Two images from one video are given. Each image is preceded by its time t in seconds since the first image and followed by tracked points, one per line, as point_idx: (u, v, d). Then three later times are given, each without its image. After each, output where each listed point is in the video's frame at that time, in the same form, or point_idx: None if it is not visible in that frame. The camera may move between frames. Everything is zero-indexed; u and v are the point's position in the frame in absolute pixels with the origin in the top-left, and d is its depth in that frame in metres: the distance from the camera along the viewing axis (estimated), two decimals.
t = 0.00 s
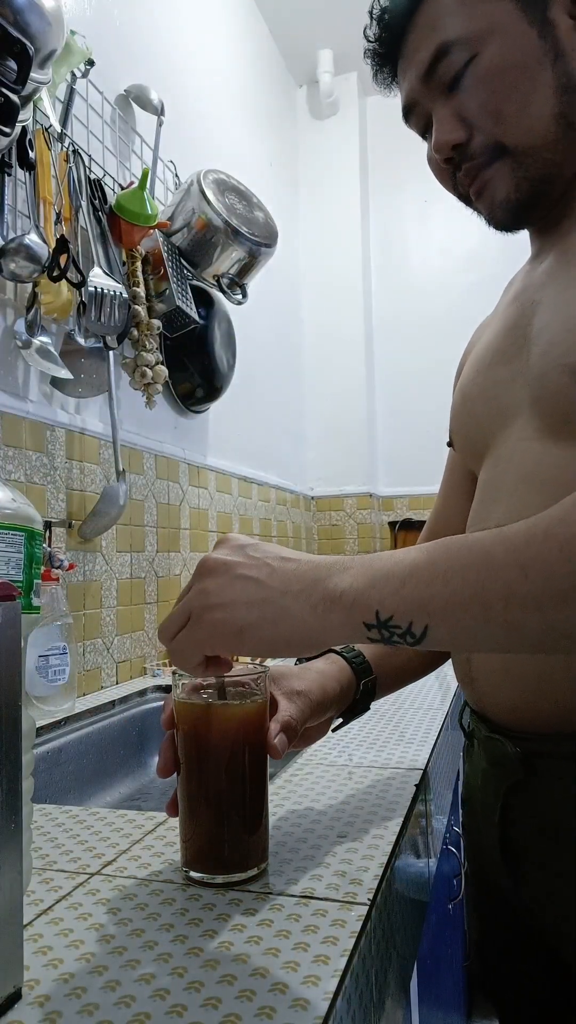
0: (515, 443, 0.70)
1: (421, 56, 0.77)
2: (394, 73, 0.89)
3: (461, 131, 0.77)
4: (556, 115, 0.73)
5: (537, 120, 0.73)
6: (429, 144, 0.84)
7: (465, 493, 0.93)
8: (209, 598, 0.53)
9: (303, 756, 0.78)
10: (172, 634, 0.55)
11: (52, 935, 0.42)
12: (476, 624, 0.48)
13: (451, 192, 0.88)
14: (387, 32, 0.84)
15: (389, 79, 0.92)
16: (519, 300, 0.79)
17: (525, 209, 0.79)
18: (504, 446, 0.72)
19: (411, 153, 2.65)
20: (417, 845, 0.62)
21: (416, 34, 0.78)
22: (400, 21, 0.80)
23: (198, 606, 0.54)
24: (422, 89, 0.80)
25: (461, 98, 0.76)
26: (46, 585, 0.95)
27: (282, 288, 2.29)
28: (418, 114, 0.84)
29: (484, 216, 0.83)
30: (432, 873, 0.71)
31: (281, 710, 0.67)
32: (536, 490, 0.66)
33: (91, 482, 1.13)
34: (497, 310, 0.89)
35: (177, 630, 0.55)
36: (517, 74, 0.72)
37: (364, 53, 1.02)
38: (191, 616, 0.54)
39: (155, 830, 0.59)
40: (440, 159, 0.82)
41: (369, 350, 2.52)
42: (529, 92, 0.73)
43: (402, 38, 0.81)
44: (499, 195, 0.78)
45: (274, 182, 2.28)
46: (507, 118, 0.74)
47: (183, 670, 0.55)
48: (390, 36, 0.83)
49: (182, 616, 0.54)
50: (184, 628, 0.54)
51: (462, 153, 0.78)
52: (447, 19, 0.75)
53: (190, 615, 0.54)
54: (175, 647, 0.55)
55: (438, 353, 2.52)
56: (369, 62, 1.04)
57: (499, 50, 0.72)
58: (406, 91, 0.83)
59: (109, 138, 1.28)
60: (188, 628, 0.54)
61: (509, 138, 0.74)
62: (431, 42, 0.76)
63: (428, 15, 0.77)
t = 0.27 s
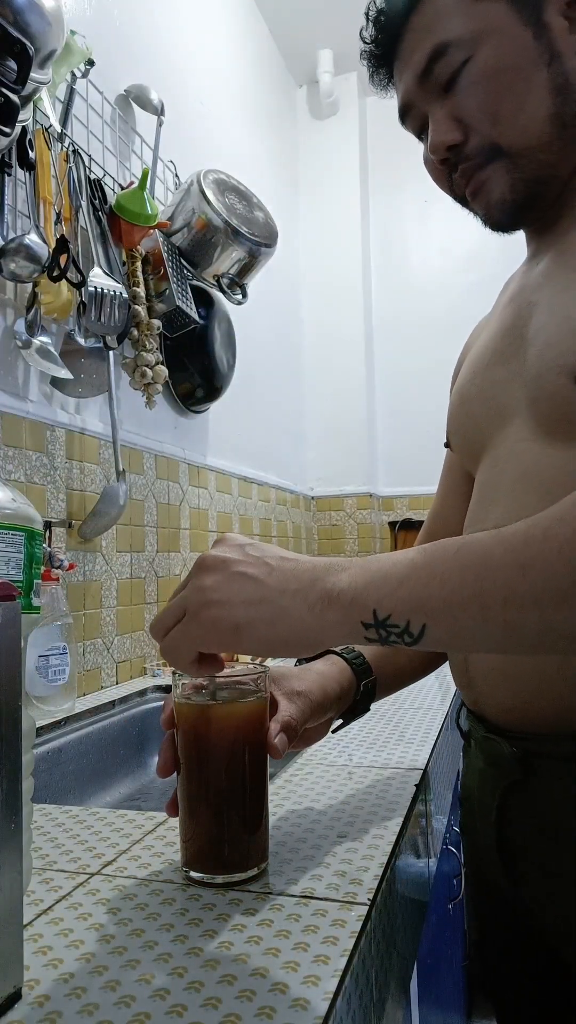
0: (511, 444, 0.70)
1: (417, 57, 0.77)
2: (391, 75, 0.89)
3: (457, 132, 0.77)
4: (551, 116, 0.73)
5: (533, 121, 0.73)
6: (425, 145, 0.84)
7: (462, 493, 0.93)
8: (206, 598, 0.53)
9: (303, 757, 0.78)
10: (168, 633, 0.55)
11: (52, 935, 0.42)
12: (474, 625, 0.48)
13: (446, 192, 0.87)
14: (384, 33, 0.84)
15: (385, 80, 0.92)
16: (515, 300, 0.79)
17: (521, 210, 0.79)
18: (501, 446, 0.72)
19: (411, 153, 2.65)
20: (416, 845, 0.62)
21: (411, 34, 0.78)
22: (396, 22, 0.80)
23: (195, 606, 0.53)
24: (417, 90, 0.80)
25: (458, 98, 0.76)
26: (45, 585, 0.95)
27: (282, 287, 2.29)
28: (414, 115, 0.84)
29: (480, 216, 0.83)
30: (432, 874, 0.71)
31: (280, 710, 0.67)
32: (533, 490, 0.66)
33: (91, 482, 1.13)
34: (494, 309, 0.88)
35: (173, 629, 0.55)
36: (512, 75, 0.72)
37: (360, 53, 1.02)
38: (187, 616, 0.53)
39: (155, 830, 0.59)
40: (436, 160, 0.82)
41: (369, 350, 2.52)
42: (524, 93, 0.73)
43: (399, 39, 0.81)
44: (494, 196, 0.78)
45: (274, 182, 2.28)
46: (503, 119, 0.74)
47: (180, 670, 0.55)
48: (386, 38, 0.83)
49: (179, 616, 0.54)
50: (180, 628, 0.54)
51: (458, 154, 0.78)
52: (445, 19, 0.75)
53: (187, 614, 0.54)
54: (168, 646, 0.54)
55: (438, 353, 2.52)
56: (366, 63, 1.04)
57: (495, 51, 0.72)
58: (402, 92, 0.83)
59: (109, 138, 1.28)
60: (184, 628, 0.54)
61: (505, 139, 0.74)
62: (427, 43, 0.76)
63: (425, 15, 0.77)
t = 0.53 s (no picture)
0: (509, 445, 0.70)
1: (414, 57, 0.77)
2: (388, 75, 0.89)
3: (454, 132, 0.77)
4: (548, 116, 0.72)
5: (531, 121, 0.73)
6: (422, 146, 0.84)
7: (460, 493, 0.93)
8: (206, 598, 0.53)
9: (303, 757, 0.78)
10: (169, 633, 0.54)
11: (52, 936, 0.42)
12: (473, 626, 0.48)
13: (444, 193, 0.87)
14: (382, 33, 0.84)
15: (382, 81, 0.92)
16: (513, 300, 0.79)
17: (518, 210, 0.79)
18: (498, 447, 0.72)
19: (411, 153, 2.65)
20: (417, 845, 0.62)
21: (409, 35, 0.78)
22: (394, 23, 0.80)
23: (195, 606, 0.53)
24: (414, 91, 0.80)
25: (455, 99, 0.76)
26: (45, 585, 0.95)
27: (282, 288, 2.29)
28: (411, 116, 0.84)
29: (477, 216, 0.82)
30: (432, 874, 0.70)
31: (280, 710, 0.67)
32: (531, 490, 0.66)
33: (91, 482, 1.13)
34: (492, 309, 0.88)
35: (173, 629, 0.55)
36: (510, 75, 0.72)
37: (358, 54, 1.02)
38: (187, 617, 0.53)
39: (156, 830, 0.59)
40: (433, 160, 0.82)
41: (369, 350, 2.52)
42: (520, 94, 0.73)
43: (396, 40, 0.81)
44: (491, 196, 0.78)
45: (274, 181, 2.28)
46: (500, 120, 0.74)
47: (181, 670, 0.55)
48: (384, 38, 0.83)
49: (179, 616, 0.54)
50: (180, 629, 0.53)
51: (455, 154, 0.78)
52: (444, 18, 0.75)
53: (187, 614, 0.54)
54: (168, 646, 0.54)
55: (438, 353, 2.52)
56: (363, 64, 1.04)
57: (492, 51, 0.72)
58: (399, 92, 0.83)
59: (109, 138, 1.28)
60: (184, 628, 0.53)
61: (502, 140, 0.74)
62: (424, 43, 0.76)
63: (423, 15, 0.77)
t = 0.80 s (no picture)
0: (508, 445, 0.70)
1: (414, 56, 0.77)
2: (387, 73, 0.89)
3: (453, 131, 0.77)
4: (547, 116, 0.73)
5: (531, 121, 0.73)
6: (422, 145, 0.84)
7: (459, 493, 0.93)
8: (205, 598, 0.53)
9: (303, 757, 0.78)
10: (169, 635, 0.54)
11: (52, 936, 0.42)
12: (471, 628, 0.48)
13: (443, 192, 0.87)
14: (382, 31, 0.84)
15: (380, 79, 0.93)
16: (512, 300, 0.79)
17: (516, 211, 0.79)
18: (497, 447, 0.72)
19: (411, 153, 2.65)
20: (417, 845, 0.62)
21: (408, 33, 0.78)
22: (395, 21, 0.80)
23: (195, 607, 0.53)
24: (414, 89, 0.80)
25: (454, 98, 0.76)
26: (46, 585, 0.95)
27: (282, 288, 2.29)
28: (411, 114, 0.84)
29: (476, 216, 0.82)
30: (432, 874, 0.70)
31: (279, 710, 0.67)
32: (529, 491, 0.66)
33: (91, 482, 1.13)
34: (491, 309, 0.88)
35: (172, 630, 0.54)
36: (509, 75, 0.73)
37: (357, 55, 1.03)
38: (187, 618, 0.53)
39: (156, 830, 0.59)
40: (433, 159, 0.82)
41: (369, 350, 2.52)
42: (520, 93, 0.73)
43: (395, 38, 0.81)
44: (490, 196, 0.78)
45: (275, 181, 2.28)
46: (500, 119, 0.74)
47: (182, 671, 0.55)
48: (384, 36, 0.83)
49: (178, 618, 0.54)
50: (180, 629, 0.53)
51: (454, 153, 0.78)
52: (444, 17, 0.75)
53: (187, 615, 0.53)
54: (169, 646, 0.54)
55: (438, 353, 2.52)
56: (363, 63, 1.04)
57: (492, 50, 0.72)
58: (399, 91, 0.83)
59: (109, 138, 1.28)
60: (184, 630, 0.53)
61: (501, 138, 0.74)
62: (424, 42, 0.76)
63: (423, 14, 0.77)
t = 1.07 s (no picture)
0: (509, 444, 0.70)
1: (418, 49, 0.77)
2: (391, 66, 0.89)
3: (457, 124, 0.77)
4: (552, 113, 0.73)
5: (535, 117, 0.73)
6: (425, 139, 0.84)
7: (460, 492, 0.93)
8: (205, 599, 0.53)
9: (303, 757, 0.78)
10: (168, 637, 0.54)
11: (52, 936, 0.42)
12: (470, 629, 0.48)
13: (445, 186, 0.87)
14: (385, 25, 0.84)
15: (386, 70, 0.92)
16: (512, 300, 0.79)
17: (519, 205, 0.79)
18: (498, 446, 0.72)
19: (411, 153, 2.65)
20: (417, 845, 0.62)
21: (412, 27, 0.78)
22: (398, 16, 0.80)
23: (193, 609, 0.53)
24: (418, 82, 0.80)
25: (458, 91, 0.76)
26: (46, 585, 0.95)
27: (282, 288, 2.29)
28: (414, 107, 0.84)
29: (479, 210, 0.83)
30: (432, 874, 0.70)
31: (279, 710, 0.67)
32: (529, 491, 0.66)
33: (91, 482, 1.13)
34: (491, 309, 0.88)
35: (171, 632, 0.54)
36: (513, 71, 0.73)
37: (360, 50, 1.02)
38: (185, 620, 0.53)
39: (156, 830, 0.59)
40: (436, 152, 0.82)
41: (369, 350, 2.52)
42: (525, 88, 0.73)
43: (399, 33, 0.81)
44: (494, 190, 0.78)
45: (274, 182, 2.28)
46: (503, 114, 0.74)
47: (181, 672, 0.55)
48: (387, 31, 0.83)
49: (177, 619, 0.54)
50: (178, 631, 0.53)
51: (457, 147, 0.78)
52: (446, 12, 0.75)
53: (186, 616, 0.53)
54: (168, 647, 0.54)
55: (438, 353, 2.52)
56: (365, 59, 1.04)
57: (496, 46, 0.72)
58: (402, 84, 0.83)
59: (109, 138, 1.28)
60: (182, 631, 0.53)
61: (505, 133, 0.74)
62: (428, 37, 0.76)
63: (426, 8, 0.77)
